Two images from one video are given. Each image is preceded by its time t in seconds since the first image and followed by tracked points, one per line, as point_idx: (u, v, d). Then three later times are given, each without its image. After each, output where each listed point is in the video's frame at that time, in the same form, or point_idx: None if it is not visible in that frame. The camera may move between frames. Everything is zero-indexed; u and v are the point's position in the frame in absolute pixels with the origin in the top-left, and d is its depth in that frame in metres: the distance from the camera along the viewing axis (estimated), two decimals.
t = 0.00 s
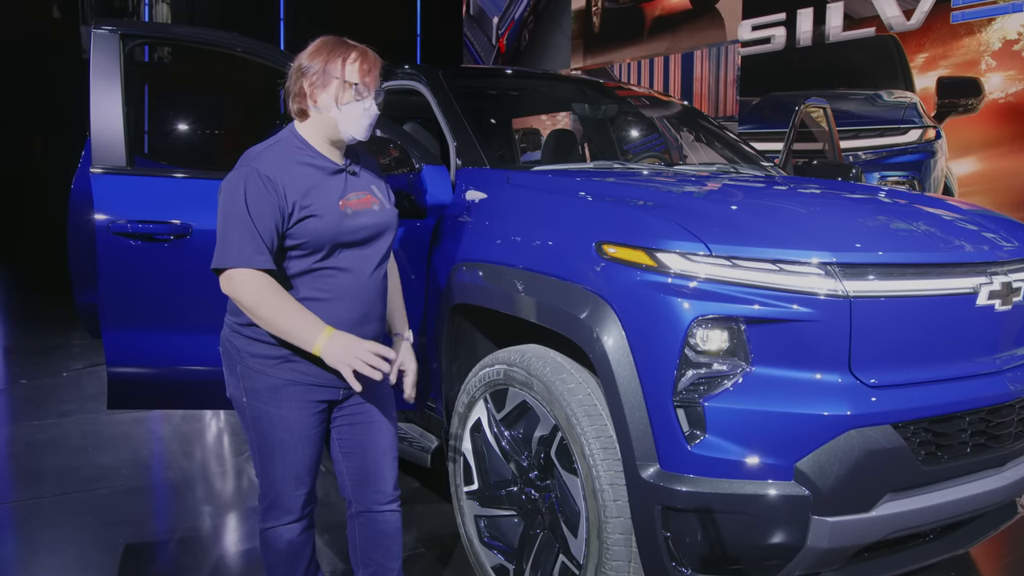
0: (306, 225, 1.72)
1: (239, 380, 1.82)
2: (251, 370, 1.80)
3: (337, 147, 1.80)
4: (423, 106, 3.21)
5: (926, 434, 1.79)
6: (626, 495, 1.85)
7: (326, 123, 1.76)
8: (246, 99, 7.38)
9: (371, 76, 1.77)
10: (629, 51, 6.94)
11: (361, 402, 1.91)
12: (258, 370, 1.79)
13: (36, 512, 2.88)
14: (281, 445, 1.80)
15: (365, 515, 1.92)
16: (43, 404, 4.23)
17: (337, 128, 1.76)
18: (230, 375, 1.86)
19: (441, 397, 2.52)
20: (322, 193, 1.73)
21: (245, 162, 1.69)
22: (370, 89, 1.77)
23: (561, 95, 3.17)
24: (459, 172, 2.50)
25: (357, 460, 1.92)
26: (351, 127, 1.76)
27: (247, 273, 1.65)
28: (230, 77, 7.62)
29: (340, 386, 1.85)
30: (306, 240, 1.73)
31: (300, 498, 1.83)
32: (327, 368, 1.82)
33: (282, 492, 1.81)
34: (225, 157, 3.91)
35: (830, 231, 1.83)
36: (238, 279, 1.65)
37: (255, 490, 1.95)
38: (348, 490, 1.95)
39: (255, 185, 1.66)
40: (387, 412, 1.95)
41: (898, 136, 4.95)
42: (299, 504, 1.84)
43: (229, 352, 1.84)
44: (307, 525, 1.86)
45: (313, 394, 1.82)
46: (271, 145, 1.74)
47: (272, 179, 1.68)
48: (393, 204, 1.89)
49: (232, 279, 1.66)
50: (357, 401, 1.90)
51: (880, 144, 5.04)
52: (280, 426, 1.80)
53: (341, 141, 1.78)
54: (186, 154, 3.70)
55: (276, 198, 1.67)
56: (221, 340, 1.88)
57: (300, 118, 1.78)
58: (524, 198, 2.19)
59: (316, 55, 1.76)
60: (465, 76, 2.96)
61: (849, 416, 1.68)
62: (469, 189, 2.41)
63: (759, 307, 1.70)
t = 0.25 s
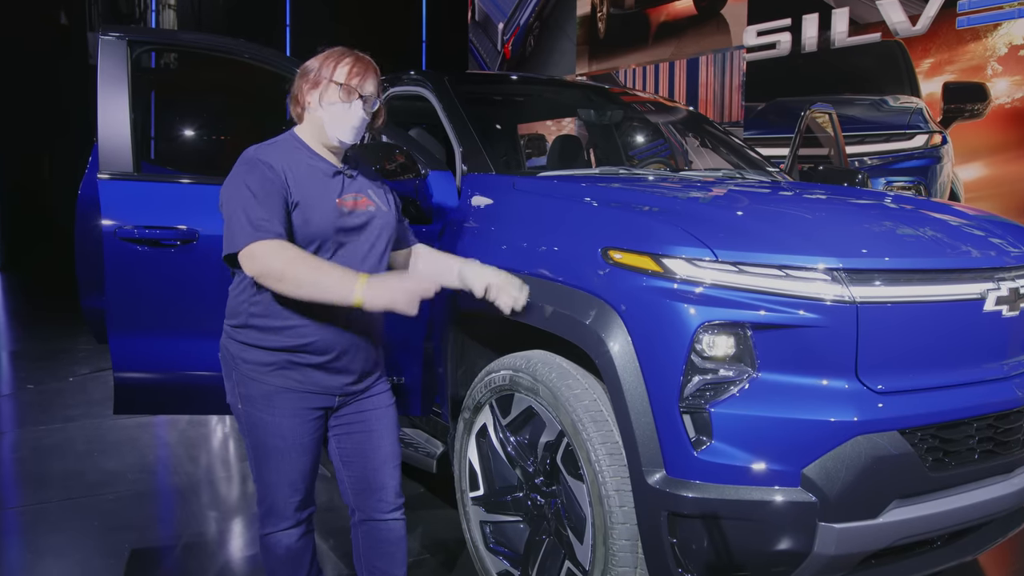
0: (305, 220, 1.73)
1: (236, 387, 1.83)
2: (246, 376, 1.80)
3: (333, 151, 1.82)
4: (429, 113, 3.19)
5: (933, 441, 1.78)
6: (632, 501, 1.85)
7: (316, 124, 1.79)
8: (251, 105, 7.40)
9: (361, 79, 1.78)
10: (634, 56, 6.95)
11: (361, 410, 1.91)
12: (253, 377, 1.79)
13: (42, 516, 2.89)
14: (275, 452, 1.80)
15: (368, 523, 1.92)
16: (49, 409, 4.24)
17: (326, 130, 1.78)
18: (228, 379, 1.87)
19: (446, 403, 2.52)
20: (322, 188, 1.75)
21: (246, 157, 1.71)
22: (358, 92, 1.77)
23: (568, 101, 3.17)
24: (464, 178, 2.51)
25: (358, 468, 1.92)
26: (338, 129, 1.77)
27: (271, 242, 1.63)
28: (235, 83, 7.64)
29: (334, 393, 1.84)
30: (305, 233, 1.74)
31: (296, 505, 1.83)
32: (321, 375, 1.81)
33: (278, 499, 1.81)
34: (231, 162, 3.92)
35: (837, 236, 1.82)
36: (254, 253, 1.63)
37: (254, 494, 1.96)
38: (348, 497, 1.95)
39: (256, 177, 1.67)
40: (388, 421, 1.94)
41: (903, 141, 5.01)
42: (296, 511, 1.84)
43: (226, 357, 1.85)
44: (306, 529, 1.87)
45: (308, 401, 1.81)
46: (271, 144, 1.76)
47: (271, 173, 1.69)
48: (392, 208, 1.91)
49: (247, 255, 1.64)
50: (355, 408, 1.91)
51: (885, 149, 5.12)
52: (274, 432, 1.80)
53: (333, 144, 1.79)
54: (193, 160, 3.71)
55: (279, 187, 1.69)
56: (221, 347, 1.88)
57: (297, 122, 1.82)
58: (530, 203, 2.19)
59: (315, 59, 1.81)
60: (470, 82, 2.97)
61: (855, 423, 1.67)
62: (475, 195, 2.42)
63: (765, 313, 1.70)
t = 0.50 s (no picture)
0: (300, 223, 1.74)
1: (239, 392, 1.83)
2: (248, 381, 1.80)
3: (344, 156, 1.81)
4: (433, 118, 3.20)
5: (939, 445, 1.78)
6: (637, 506, 1.85)
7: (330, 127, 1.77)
8: (254, 110, 7.41)
9: (377, 81, 1.77)
10: (637, 61, 6.96)
11: (366, 416, 1.91)
12: (256, 383, 1.79)
13: (46, 522, 2.89)
14: (278, 458, 1.80)
15: (373, 529, 1.92)
16: (53, 415, 4.24)
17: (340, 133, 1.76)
18: (232, 385, 1.87)
19: (450, 408, 2.52)
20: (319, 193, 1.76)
21: (250, 158, 1.72)
22: (374, 93, 1.75)
23: (570, 105, 3.17)
24: (468, 183, 2.51)
25: (363, 474, 1.92)
26: (353, 129, 1.70)
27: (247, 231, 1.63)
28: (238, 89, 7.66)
29: (337, 399, 1.84)
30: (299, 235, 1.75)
31: (299, 510, 1.83)
32: (323, 381, 1.81)
33: (282, 505, 1.82)
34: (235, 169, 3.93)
35: (841, 240, 1.82)
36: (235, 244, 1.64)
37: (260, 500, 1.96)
38: (353, 503, 1.94)
39: (257, 178, 1.69)
40: (393, 427, 1.93)
41: (908, 144, 4.97)
42: (300, 517, 1.84)
43: (230, 363, 1.85)
44: (311, 535, 1.86)
45: (310, 407, 1.81)
46: (277, 147, 1.78)
47: (273, 175, 1.71)
48: (396, 217, 1.92)
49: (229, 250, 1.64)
50: (359, 413, 1.90)
51: (889, 152, 5.07)
52: (277, 438, 1.80)
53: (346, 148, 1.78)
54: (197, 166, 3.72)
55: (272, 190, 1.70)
56: (225, 352, 1.89)
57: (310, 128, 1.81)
58: (533, 208, 2.19)
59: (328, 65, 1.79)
60: (473, 87, 2.97)
61: (860, 427, 1.67)
62: (478, 199, 2.41)
63: (769, 317, 1.70)
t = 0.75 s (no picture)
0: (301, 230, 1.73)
1: (240, 395, 1.83)
2: (250, 385, 1.80)
3: (348, 162, 1.83)
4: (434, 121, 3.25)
5: (940, 451, 1.78)
6: (638, 511, 1.85)
7: (335, 134, 1.79)
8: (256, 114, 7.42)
9: (383, 91, 1.79)
10: (639, 66, 6.97)
11: (368, 420, 1.91)
12: (257, 387, 1.79)
13: (46, 525, 2.89)
14: (280, 461, 1.80)
15: (374, 533, 1.91)
16: (54, 418, 4.24)
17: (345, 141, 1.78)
18: (233, 389, 1.87)
19: (451, 412, 2.52)
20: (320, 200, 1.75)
21: (252, 163, 1.72)
22: (380, 103, 1.77)
23: (572, 111, 3.17)
24: (469, 187, 2.51)
25: (365, 478, 1.91)
26: (358, 139, 1.77)
27: (234, 246, 1.64)
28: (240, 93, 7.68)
29: (338, 403, 1.84)
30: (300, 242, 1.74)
31: (300, 514, 1.83)
32: (325, 385, 1.81)
33: (282, 509, 1.81)
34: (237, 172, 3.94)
35: (843, 246, 1.82)
36: (223, 258, 1.64)
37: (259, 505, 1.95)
38: (355, 507, 1.94)
39: (257, 183, 1.69)
40: (395, 431, 1.93)
41: (908, 150, 5.01)
42: (301, 520, 1.83)
43: (231, 367, 1.85)
44: (311, 539, 1.86)
45: (312, 411, 1.81)
46: (281, 152, 1.78)
47: (273, 180, 1.71)
48: (398, 223, 1.91)
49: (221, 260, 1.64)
50: (361, 418, 1.91)
51: (891, 158, 5.12)
52: (278, 442, 1.80)
53: (350, 155, 1.80)
54: (199, 170, 3.73)
55: (272, 198, 1.70)
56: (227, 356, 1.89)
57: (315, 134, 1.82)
58: (535, 213, 2.19)
59: (335, 72, 1.81)
60: (475, 92, 2.97)
61: (862, 433, 1.67)
62: (480, 204, 2.41)
63: (770, 323, 1.70)
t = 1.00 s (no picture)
0: (303, 236, 1.73)
1: (243, 396, 1.83)
2: (253, 386, 1.80)
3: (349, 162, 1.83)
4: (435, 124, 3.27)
5: (941, 454, 1.78)
6: (638, 513, 1.85)
7: (336, 137, 1.79)
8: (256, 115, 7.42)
9: (380, 89, 1.81)
10: (639, 68, 6.97)
11: (370, 421, 1.91)
12: (261, 388, 1.79)
13: (46, 527, 2.89)
14: (282, 462, 1.80)
15: (376, 533, 1.91)
16: (54, 420, 4.24)
17: (348, 143, 1.78)
18: (235, 390, 1.87)
19: (452, 414, 2.51)
20: (321, 204, 1.74)
21: (252, 169, 1.72)
22: (380, 102, 1.80)
23: (572, 113, 3.20)
24: (469, 190, 2.50)
25: (367, 479, 1.91)
26: (362, 139, 1.78)
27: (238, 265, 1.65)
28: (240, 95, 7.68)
29: (342, 404, 1.84)
30: (303, 247, 1.74)
31: (302, 515, 1.83)
32: (328, 386, 1.81)
33: (284, 510, 1.81)
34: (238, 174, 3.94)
35: (843, 248, 1.82)
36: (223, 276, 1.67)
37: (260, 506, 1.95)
38: (357, 507, 1.94)
39: (257, 190, 1.69)
40: (397, 432, 1.93)
41: (909, 152, 4.98)
42: (302, 521, 1.83)
43: (234, 367, 1.85)
44: (312, 540, 1.86)
45: (315, 412, 1.81)
46: (280, 157, 1.78)
47: (272, 186, 1.71)
48: (400, 224, 1.90)
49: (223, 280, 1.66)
50: (364, 419, 1.90)
51: (891, 160, 5.07)
52: (281, 442, 1.80)
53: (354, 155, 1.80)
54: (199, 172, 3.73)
55: (272, 204, 1.69)
56: (229, 358, 1.89)
57: (310, 137, 1.82)
58: (535, 216, 2.19)
59: (327, 75, 1.81)
60: (475, 93, 2.97)
61: (862, 435, 1.67)
62: (480, 207, 2.41)
63: (771, 325, 1.70)
